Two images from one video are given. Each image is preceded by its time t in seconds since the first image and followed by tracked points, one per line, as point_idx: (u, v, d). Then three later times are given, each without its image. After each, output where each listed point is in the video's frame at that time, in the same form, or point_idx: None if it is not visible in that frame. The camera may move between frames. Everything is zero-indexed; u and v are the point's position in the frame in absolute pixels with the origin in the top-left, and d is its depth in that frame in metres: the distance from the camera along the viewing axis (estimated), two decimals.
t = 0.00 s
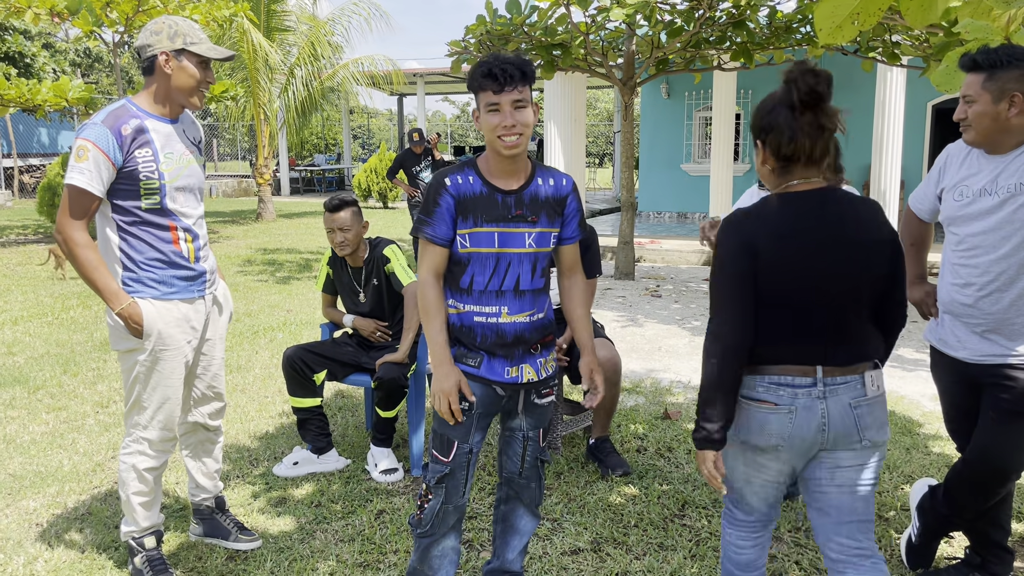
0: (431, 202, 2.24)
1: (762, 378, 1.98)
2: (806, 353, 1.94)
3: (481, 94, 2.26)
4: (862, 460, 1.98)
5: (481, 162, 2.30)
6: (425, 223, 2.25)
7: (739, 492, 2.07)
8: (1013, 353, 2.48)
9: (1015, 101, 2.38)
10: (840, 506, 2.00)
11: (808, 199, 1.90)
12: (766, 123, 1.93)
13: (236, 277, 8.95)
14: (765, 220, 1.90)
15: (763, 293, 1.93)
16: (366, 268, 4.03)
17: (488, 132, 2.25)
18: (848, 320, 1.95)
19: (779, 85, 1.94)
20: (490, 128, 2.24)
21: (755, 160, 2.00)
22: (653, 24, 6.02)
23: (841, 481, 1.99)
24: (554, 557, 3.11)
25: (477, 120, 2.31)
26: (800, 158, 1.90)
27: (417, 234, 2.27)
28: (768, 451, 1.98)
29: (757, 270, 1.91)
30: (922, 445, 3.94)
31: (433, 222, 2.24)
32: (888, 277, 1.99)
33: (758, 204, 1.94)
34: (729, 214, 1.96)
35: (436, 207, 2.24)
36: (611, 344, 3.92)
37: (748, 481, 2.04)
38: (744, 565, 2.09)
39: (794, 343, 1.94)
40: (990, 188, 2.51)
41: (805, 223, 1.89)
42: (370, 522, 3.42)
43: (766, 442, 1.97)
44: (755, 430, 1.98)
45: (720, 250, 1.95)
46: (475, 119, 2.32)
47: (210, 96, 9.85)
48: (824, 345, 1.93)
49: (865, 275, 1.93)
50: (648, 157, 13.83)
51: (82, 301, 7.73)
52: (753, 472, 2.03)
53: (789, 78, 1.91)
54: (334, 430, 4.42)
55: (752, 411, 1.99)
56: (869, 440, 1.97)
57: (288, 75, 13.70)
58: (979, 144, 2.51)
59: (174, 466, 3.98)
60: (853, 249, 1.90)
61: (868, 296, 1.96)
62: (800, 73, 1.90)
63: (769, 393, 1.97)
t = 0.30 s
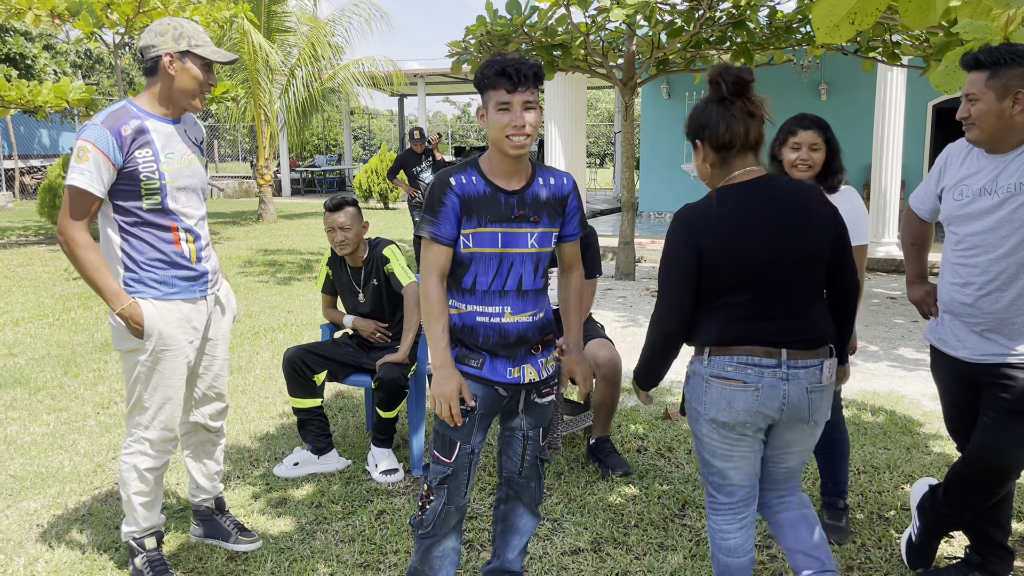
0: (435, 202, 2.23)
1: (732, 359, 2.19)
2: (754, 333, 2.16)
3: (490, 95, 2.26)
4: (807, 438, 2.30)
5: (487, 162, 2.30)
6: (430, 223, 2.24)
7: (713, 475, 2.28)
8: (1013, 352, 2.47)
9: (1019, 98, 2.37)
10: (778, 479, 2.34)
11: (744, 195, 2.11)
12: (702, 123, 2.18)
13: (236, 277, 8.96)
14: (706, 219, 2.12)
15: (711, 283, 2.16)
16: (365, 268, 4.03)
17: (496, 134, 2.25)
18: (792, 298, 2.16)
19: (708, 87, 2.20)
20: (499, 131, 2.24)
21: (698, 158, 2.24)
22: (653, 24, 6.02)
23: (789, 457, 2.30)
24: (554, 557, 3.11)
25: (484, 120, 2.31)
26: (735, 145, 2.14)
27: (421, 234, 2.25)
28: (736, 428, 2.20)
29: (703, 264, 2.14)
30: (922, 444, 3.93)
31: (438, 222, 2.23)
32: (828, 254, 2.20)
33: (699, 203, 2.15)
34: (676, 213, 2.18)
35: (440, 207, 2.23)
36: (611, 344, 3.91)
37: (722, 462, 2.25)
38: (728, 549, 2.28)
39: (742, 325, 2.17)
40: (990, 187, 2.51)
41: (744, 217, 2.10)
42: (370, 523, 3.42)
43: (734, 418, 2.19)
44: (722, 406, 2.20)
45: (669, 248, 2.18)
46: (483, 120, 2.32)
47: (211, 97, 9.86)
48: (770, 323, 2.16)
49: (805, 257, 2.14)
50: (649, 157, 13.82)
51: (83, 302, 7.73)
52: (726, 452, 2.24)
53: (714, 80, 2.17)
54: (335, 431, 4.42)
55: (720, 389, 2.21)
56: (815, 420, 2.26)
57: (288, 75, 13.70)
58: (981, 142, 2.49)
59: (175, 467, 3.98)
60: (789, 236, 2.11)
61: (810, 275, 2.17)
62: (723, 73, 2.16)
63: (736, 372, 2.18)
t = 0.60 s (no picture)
0: (434, 199, 2.24)
1: (727, 353, 2.24)
2: (745, 327, 2.22)
3: (503, 93, 2.25)
4: (786, 425, 2.42)
5: (491, 162, 2.30)
6: (429, 220, 2.25)
7: (710, 468, 2.32)
8: (1010, 352, 2.47)
9: (1017, 97, 2.37)
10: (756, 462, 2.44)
11: (728, 194, 2.16)
12: (685, 123, 2.20)
13: (234, 278, 8.97)
14: (694, 220, 2.14)
15: (702, 282, 2.19)
16: (363, 268, 4.03)
17: (504, 136, 2.24)
18: (776, 291, 2.23)
19: (693, 86, 2.21)
20: (509, 133, 2.23)
21: (677, 155, 2.27)
22: (651, 24, 6.03)
23: (769, 445, 2.42)
24: (552, 558, 3.10)
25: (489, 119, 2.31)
26: (715, 148, 2.18)
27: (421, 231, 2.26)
28: (732, 419, 2.26)
29: (694, 264, 2.16)
30: (920, 444, 3.93)
31: (436, 220, 2.24)
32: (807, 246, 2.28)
33: (683, 205, 2.18)
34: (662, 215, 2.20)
35: (441, 204, 2.23)
36: (610, 344, 3.91)
37: (720, 454, 2.29)
38: (725, 541, 2.32)
39: (731, 320, 2.22)
40: (987, 187, 2.51)
41: (730, 216, 2.14)
42: (369, 523, 3.42)
43: (732, 410, 2.24)
44: (720, 399, 2.25)
45: (658, 249, 2.19)
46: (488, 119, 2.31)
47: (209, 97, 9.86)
48: (757, 317, 2.22)
49: (787, 252, 2.21)
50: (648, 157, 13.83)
51: (81, 304, 7.73)
52: (723, 443, 2.28)
53: (700, 80, 2.18)
54: (333, 432, 4.42)
55: (717, 382, 2.25)
56: (798, 405, 2.37)
57: (287, 76, 13.70)
58: (978, 141, 2.49)
59: (174, 468, 3.98)
60: (773, 232, 2.17)
61: (790, 270, 2.24)
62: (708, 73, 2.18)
63: (733, 365, 2.23)
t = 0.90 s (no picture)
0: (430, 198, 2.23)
1: (719, 349, 2.25)
2: (750, 318, 2.24)
3: (521, 93, 2.23)
4: (778, 421, 2.43)
5: (492, 161, 2.30)
6: (417, 216, 2.23)
7: (704, 464, 2.32)
8: (1006, 351, 2.48)
9: (1010, 98, 2.38)
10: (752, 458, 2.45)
11: (736, 189, 2.18)
12: (701, 118, 2.18)
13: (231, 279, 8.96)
14: (711, 211, 2.13)
15: (714, 274, 2.18)
16: (361, 269, 4.04)
17: (518, 137, 2.24)
18: (771, 289, 2.26)
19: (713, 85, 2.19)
20: (524, 134, 2.23)
21: (687, 148, 2.25)
22: (648, 25, 6.04)
23: (763, 441, 2.42)
24: (549, 558, 3.10)
25: (496, 116, 2.29)
26: (726, 154, 2.20)
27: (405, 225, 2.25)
28: (727, 413, 2.26)
29: (712, 254, 2.14)
30: (916, 443, 3.94)
31: (423, 217, 2.23)
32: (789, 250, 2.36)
33: (690, 200, 2.17)
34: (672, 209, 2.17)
35: (439, 205, 2.23)
36: (606, 345, 3.91)
37: (715, 449, 2.29)
38: (721, 537, 2.32)
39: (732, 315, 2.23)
40: (982, 186, 2.51)
41: (742, 210, 2.16)
42: (366, 524, 3.42)
43: (726, 405, 2.25)
44: (715, 394, 2.25)
45: (673, 241, 2.15)
46: (495, 115, 2.29)
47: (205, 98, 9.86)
48: (754, 313, 2.24)
49: (781, 251, 2.27)
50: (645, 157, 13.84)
51: (77, 305, 7.72)
52: (718, 439, 2.29)
53: (723, 78, 2.17)
54: (330, 432, 4.42)
55: (711, 377, 2.25)
56: (790, 399, 2.39)
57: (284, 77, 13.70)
58: (973, 140, 2.50)
59: (171, 469, 3.98)
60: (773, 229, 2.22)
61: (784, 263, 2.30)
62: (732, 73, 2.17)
63: (726, 361, 2.25)
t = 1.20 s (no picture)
0: (431, 205, 2.23)
1: (727, 348, 2.25)
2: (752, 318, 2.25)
3: (542, 98, 2.25)
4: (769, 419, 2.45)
5: (495, 164, 2.29)
6: (422, 225, 2.25)
7: (704, 463, 2.32)
8: (999, 350, 2.48)
9: (1003, 98, 2.38)
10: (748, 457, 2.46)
11: (755, 189, 2.20)
12: (744, 114, 2.16)
13: (227, 280, 8.96)
14: (730, 205, 2.15)
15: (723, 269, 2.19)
16: (357, 269, 4.03)
17: (539, 143, 2.26)
18: (773, 290, 2.29)
19: (756, 83, 2.19)
20: (544, 139, 2.25)
21: (717, 142, 2.21)
22: (643, 25, 6.04)
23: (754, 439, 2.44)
24: (544, 557, 3.10)
25: (512, 120, 2.25)
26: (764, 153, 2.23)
27: (412, 235, 2.27)
28: (731, 412, 2.27)
29: (725, 249, 2.15)
30: (911, 442, 3.94)
31: (430, 225, 2.24)
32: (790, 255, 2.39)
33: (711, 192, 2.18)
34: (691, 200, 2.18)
35: (436, 210, 2.23)
36: (601, 345, 3.91)
37: (716, 448, 2.30)
38: (718, 537, 2.33)
39: (738, 312, 2.24)
40: (975, 185, 2.52)
41: (759, 206, 2.18)
42: (361, 524, 3.42)
43: (732, 403, 2.26)
44: (721, 393, 2.25)
45: (692, 231, 2.15)
46: (513, 118, 2.25)
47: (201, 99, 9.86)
48: (757, 311, 2.26)
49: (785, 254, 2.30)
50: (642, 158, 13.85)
51: (73, 306, 7.71)
52: (720, 437, 2.29)
53: (772, 78, 2.18)
54: (326, 433, 4.41)
55: (718, 375, 2.25)
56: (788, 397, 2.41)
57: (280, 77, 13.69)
58: (966, 139, 2.51)
59: (167, 469, 3.97)
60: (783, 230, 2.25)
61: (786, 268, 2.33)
62: (772, 72, 2.18)
63: (732, 359, 2.25)
